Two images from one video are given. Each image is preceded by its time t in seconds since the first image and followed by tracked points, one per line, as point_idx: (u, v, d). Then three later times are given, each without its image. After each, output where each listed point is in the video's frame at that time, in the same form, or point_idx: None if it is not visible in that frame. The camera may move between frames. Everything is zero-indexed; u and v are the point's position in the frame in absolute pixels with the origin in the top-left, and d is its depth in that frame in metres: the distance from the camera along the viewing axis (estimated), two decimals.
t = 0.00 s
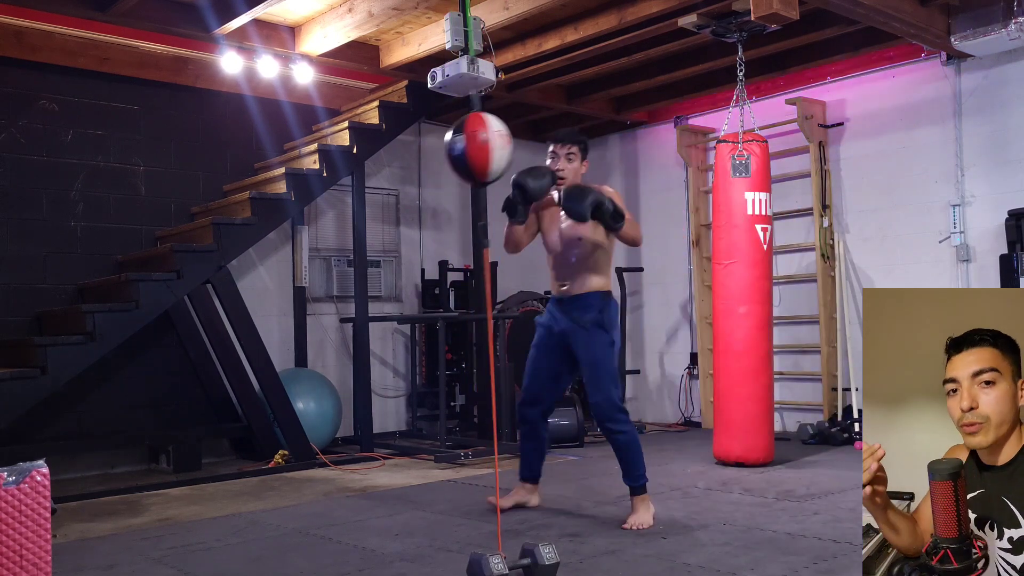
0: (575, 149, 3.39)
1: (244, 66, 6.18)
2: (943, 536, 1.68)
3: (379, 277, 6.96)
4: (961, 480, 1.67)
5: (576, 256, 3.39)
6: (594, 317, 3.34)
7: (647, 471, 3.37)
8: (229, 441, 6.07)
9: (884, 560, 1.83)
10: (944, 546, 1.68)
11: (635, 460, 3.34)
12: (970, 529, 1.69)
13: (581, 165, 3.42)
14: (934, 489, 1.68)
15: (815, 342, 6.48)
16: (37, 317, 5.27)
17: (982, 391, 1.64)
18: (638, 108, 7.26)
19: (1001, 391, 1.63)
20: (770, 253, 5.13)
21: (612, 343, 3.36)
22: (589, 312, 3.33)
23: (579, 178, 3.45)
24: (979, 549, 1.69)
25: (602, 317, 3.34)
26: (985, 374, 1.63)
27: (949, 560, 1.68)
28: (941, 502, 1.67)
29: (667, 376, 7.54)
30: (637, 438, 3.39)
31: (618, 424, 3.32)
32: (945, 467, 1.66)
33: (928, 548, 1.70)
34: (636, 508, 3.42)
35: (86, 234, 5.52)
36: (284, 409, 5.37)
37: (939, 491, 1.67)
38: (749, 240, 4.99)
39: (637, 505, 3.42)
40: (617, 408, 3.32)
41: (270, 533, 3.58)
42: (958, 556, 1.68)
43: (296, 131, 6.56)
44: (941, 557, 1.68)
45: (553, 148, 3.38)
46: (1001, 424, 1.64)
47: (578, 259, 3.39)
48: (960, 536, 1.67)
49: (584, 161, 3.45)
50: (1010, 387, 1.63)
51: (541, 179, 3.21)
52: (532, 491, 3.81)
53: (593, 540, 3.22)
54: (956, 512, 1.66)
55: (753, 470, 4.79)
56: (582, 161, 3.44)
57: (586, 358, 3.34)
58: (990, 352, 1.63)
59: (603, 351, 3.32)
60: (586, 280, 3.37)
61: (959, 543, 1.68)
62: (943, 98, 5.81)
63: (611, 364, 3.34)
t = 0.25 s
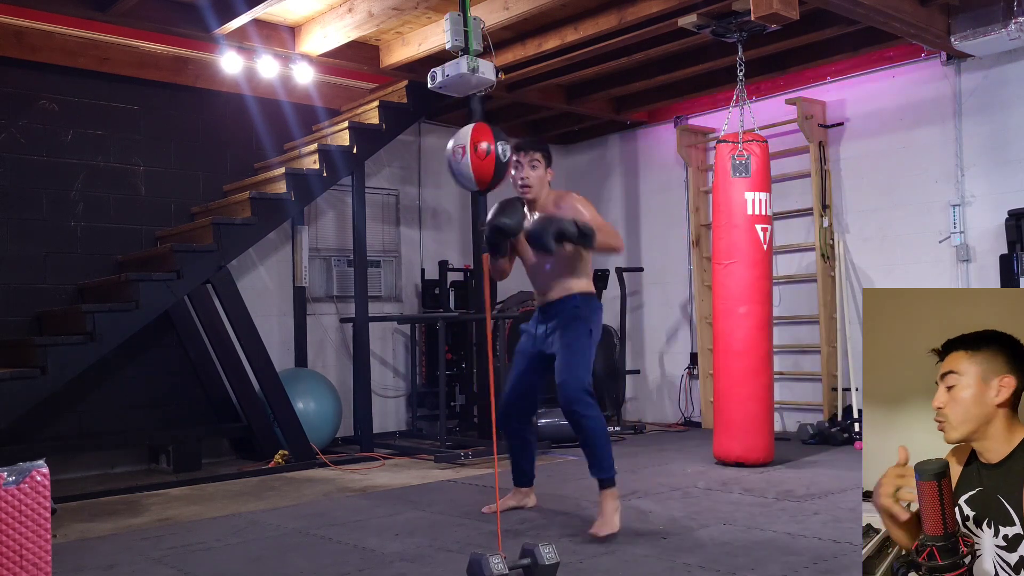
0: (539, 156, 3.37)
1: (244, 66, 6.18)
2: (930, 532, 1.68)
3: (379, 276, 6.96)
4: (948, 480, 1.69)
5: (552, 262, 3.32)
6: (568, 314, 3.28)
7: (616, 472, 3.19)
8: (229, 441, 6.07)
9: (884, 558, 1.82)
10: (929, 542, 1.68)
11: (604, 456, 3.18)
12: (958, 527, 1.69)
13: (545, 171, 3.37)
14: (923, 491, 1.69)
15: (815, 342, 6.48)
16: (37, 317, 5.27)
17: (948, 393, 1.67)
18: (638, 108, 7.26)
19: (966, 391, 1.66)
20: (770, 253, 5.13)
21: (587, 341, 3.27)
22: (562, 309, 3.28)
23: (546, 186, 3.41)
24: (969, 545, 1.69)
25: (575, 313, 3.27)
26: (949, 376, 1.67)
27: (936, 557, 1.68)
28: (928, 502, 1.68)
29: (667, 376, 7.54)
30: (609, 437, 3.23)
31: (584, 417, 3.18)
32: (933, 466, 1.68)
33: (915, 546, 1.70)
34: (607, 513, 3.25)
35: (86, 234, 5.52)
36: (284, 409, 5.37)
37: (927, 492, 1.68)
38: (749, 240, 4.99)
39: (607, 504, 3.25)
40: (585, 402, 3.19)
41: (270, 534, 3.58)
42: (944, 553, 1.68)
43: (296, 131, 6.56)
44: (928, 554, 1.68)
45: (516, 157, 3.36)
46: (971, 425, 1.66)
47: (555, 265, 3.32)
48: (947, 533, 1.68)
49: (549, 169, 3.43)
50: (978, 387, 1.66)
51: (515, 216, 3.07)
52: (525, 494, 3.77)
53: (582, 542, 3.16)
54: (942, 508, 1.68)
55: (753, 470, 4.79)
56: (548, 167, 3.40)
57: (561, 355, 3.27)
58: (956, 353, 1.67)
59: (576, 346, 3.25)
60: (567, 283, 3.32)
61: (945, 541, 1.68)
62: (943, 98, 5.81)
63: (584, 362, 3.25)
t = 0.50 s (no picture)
0: (541, 159, 3.37)
1: (244, 66, 6.18)
2: (923, 530, 1.71)
3: (379, 276, 6.96)
4: (940, 480, 1.71)
5: (557, 267, 3.34)
6: (573, 326, 3.29)
7: (618, 489, 3.14)
8: (229, 441, 6.07)
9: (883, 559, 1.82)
10: (922, 540, 1.71)
11: (603, 472, 3.15)
12: (953, 526, 1.71)
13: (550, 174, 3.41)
14: (915, 488, 1.72)
15: (815, 342, 6.48)
16: (37, 317, 5.27)
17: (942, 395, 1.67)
18: (638, 108, 7.26)
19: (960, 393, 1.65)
20: (770, 253, 5.13)
21: (593, 352, 3.24)
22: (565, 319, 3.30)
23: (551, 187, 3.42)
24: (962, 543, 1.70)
25: (577, 325, 3.28)
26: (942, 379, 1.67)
27: (929, 554, 1.70)
28: (920, 501, 1.71)
29: (667, 376, 7.54)
30: (612, 453, 3.19)
31: (584, 432, 3.18)
32: (924, 466, 1.71)
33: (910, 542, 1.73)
34: (602, 532, 3.10)
35: (86, 234, 5.52)
36: (284, 409, 5.37)
37: (919, 491, 1.71)
38: (749, 240, 4.99)
39: (608, 528, 3.12)
40: (584, 417, 3.19)
41: (270, 534, 3.58)
42: (937, 551, 1.70)
43: (296, 131, 6.57)
44: (920, 551, 1.71)
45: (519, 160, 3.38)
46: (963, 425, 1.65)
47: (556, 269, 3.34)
48: (941, 531, 1.70)
49: (554, 169, 3.44)
50: (972, 388, 1.65)
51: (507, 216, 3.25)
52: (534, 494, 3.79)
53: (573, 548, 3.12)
54: (936, 506, 1.71)
55: (753, 470, 4.80)
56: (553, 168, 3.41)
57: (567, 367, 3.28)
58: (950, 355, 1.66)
59: (578, 358, 3.23)
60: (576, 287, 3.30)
61: (939, 538, 1.70)
62: (943, 98, 5.81)
63: (589, 374, 3.22)
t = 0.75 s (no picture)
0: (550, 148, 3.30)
1: (244, 66, 6.18)
2: (920, 526, 1.70)
3: (379, 276, 6.96)
4: (939, 478, 1.69)
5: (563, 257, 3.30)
6: (575, 322, 3.23)
7: (628, 485, 3.12)
8: (229, 441, 6.07)
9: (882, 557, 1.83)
10: (919, 536, 1.70)
11: (616, 470, 3.12)
12: (951, 523, 1.71)
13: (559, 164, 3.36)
14: (914, 487, 1.70)
15: (815, 342, 6.48)
16: (37, 317, 5.27)
17: (965, 390, 1.67)
18: (638, 108, 7.26)
19: (984, 391, 1.66)
20: (770, 253, 5.13)
21: (598, 349, 3.21)
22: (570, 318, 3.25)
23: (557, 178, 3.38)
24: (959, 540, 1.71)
25: (580, 322, 3.23)
26: (966, 373, 1.66)
27: (925, 549, 1.71)
28: (919, 498, 1.70)
29: (667, 376, 7.54)
30: (625, 450, 3.18)
31: (599, 430, 3.15)
32: (922, 464, 1.69)
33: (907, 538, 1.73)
34: (603, 527, 3.10)
35: (86, 234, 5.52)
36: (284, 410, 5.37)
37: (918, 489, 1.69)
38: (749, 240, 4.99)
39: (609, 525, 3.10)
40: (597, 415, 3.16)
41: (270, 534, 3.58)
42: (934, 546, 1.70)
43: (296, 131, 6.57)
44: (917, 546, 1.71)
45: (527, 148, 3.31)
46: (981, 424, 1.67)
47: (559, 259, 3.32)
48: (939, 528, 1.70)
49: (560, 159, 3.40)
50: (993, 385, 1.66)
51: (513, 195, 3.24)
52: (566, 495, 3.78)
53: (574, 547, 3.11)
54: (935, 503, 1.69)
55: (753, 470, 4.80)
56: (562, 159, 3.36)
57: (570, 364, 3.23)
58: (975, 351, 1.66)
59: (582, 356, 3.19)
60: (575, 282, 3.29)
61: (936, 534, 1.70)
62: (943, 98, 5.81)
63: (594, 371, 3.19)
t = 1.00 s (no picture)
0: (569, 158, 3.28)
1: (244, 66, 6.18)
2: (918, 529, 1.69)
3: (379, 276, 6.96)
4: (937, 480, 1.69)
5: (577, 265, 3.29)
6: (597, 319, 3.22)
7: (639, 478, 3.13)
8: (229, 441, 6.07)
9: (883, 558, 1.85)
10: (917, 539, 1.69)
11: (627, 457, 3.11)
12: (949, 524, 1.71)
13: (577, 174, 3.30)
14: (911, 489, 1.69)
15: (815, 342, 6.48)
16: (37, 317, 5.26)
17: (988, 384, 1.65)
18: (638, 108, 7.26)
19: (1003, 385, 1.66)
20: (770, 253, 5.13)
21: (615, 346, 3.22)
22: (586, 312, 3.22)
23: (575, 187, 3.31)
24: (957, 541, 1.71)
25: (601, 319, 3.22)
26: (991, 367, 1.64)
27: (924, 552, 1.69)
28: (917, 500, 1.69)
29: (667, 376, 7.54)
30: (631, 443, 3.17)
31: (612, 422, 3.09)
32: (918, 466, 1.69)
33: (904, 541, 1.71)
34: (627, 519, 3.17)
35: (86, 234, 5.52)
36: (284, 409, 5.37)
37: (915, 490, 1.69)
38: (749, 240, 4.99)
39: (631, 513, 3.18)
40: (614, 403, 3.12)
41: (270, 533, 3.58)
42: (933, 548, 1.69)
43: (297, 131, 6.57)
44: (915, 549, 1.70)
45: (546, 158, 3.28)
46: (1002, 420, 1.66)
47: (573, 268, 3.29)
48: (938, 530, 1.69)
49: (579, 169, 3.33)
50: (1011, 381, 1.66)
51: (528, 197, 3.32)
52: (565, 495, 3.78)
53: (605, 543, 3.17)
54: (933, 505, 1.69)
55: (753, 470, 4.80)
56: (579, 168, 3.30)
57: (588, 358, 3.18)
58: (995, 347, 1.65)
59: (603, 351, 3.18)
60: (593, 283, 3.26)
61: (935, 537, 1.69)
62: (943, 98, 5.81)
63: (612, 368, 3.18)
